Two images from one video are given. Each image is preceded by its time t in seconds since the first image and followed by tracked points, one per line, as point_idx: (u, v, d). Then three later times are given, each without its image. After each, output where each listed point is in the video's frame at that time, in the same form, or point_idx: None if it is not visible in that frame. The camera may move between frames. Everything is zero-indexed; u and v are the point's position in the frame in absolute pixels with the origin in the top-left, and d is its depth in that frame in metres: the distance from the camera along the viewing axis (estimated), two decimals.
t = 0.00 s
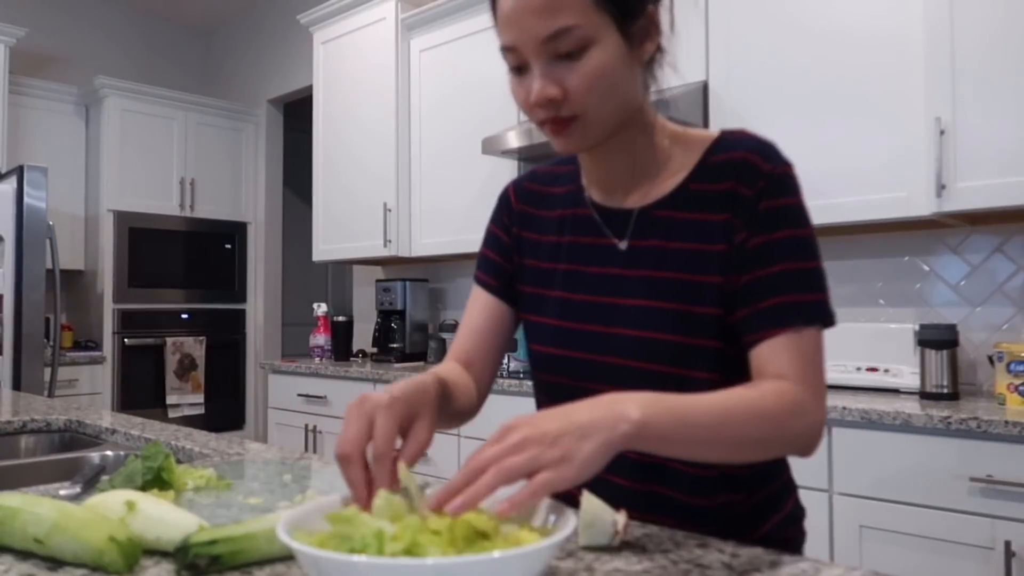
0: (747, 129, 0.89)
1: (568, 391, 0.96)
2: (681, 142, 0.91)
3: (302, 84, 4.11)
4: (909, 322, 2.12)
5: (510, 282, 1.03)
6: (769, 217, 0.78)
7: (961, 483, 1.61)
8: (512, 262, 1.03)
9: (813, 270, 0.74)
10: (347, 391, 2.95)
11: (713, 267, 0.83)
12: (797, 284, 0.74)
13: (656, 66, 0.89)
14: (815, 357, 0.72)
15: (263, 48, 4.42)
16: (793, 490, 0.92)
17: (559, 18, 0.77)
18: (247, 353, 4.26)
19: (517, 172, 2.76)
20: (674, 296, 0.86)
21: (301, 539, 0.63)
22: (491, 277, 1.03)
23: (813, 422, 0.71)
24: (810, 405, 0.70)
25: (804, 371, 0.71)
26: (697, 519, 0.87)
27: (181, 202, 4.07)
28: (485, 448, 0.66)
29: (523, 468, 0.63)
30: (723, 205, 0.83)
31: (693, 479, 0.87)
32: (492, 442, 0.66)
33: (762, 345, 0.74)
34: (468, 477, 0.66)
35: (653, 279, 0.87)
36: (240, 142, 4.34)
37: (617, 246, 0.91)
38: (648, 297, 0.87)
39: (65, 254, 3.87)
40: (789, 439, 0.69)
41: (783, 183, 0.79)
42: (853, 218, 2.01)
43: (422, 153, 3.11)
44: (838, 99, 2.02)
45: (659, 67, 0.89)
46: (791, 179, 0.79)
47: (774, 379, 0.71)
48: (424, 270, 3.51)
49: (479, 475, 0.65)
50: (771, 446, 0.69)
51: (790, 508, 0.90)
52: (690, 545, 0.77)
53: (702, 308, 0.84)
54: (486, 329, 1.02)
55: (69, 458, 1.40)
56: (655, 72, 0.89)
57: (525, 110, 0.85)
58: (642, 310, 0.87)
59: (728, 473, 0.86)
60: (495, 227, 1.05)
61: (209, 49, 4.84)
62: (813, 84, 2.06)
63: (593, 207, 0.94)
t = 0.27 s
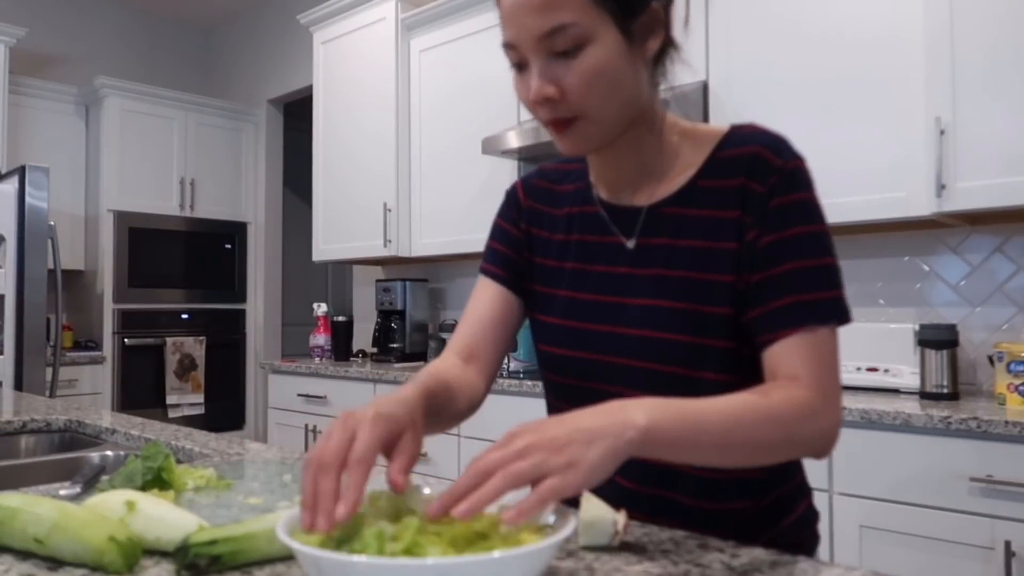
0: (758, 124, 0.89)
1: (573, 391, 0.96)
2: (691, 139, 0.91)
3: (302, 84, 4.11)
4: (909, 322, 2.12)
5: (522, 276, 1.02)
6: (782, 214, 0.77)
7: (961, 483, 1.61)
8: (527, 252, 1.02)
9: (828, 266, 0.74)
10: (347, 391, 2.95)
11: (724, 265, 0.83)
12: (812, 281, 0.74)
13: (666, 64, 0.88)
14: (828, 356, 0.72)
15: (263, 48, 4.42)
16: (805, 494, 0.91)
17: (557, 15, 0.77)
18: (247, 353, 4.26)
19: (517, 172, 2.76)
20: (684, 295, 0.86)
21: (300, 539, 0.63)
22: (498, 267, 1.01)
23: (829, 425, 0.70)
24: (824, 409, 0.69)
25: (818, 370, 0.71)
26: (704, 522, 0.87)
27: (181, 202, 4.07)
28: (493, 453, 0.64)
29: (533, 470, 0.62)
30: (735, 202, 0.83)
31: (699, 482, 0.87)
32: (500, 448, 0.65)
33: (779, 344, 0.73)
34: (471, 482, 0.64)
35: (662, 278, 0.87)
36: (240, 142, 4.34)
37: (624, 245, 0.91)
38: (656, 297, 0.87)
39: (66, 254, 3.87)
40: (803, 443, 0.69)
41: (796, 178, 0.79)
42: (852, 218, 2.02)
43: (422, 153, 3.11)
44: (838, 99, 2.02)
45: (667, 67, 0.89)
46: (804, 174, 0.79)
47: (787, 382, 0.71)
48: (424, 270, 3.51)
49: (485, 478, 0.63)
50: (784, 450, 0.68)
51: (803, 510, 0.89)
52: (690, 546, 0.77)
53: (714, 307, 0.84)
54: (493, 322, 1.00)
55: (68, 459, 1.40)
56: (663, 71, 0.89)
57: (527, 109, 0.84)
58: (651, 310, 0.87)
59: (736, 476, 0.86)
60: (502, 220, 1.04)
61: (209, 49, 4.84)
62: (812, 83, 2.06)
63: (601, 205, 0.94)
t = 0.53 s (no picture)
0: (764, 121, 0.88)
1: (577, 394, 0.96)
2: (693, 135, 0.90)
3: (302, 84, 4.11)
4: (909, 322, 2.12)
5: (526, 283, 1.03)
6: (791, 215, 0.77)
7: (960, 483, 1.61)
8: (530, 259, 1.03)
9: (838, 267, 0.74)
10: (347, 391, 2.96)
11: (732, 267, 0.82)
12: (822, 284, 0.74)
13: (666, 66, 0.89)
14: (844, 358, 0.73)
15: (263, 48, 4.43)
16: (811, 496, 0.91)
17: (520, 27, 0.80)
18: (247, 353, 4.26)
19: (517, 172, 2.76)
20: (690, 297, 0.85)
21: (300, 539, 0.63)
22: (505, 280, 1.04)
23: (846, 428, 0.71)
24: (840, 410, 0.70)
25: (836, 373, 0.72)
26: (706, 526, 0.87)
27: (181, 202, 4.07)
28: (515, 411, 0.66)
29: (547, 437, 0.63)
30: (741, 203, 0.83)
31: (700, 486, 0.87)
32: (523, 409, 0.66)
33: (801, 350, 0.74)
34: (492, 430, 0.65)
35: (668, 278, 0.87)
36: (240, 142, 4.34)
37: (626, 246, 0.91)
38: (660, 298, 0.87)
39: (65, 254, 3.87)
40: (816, 444, 0.69)
41: (805, 179, 0.78)
42: (852, 218, 2.02)
43: (422, 153, 3.11)
44: (838, 99, 2.02)
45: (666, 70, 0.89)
46: (812, 173, 0.79)
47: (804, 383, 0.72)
48: (424, 270, 3.51)
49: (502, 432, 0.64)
50: (799, 452, 0.69)
51: (810, 514, 0.90)
52: (690, 545, 0.77)
53: (722, 309, 0.83)
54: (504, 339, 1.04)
55: (68, 459, 1.40)
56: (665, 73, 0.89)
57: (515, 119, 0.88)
58: (656, 311, 0.87)
59: (739, 480, 0.86)
60: (508, 227, 1.05)
61: (209, 49, 4.83)
62: (812, 83, 2.06)
63: (604, 204, 0.94)
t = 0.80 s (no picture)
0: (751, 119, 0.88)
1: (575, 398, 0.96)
2: (682, 135, 0.90)
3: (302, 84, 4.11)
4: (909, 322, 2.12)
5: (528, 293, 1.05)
6: (776, 212, 0.77)
7: (961, 483, 1.61)
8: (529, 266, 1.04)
9: (823, 264, 0.74)
10: (347, 392, 2.96)
11: (720, 265, 0.83)
12: (808, 281, 0.74)
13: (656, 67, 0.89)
14: (836, 352, 0.73)
15: (263, 48, 4.43)
16: (812, 498, 0.91)
17: (503, 34, 0.80)
18: (246, 353, 4.26)
19: (518, 172, 2.76)
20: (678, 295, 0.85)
21: (300, 539, 0.64)
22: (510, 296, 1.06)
23: (842, 423, 0.71)
24: (835, 402, 0.71)
25: (829, 367, 0.72)
26: (699, 525, 0.87)
27: (181, 201, 4.06)
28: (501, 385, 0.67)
29: (530, 411, 0.64)
30: (727, 201, 0.83)
31: (696, 484, 0.87)
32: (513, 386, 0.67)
33: (792, 345, 0.74)
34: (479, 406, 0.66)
35: (656, 277, 0.87)
36: (240, 142, 4.34)
37: (615, 245, 0.91)
38: (649, 297, 0.87)
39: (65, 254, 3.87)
40: (807, 438, 0.70)
41: (788, 175, 0.79)
42: (853, 218, 2.02)
43: (422, 153, 3.11)
44: (839, 99, 2.02)
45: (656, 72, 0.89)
46: (797, 170, 0.79)
47: (797, 378, 0.72)
48: (424, 270, 3.51)
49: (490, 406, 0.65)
50: (791, 445, 0.70)
51: (808, 515, 0.90)
52: (690, 545, 0.77)
53: (711, 307, 0.83)
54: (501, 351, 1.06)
55: (68, 459, 1.40)
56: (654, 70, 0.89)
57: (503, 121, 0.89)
58: (645, 310, 0.87)
59: (735, 478, 0.86)
60: (513, 231, 1.07)
61: (209, 49, 4.84)
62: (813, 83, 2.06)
63: (595, 205, 0.94)
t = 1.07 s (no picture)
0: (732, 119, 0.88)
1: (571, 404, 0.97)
2: (664, 137, 0.90)
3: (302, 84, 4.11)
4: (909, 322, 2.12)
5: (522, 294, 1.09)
6: (749, 209, 0.77)
7: (961, 483, 1.61)
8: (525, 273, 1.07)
9: (795, 260, 0.74)
10: (347, 392, 2.96)
11: (698, 263, 0.83)
12: (782, 278, 0.74)
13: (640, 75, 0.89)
14: (812, 347, 0.73)
15: (263, 48, 4.43)
16: (804, 493, 0.91)
17: (505, 25, 0.80)
18: (246, 353, 4.27)
19: (518, 172, 2.76)
20: (661, 294, 0.85)
21: (299, 540, 0.64)
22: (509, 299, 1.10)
23: (824, 417, 0.72)
24: (815, 397, 0.71)
25: (807, 364, 0.72)
26: (688, 519, 0.87)
27: (181, 202, 4.06)
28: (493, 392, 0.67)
29: (518, 416, 0.65)
30: (706, 200, 0.83)
31: (685, 478, 0.87)
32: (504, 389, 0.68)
33: (767, 339, 0.74)
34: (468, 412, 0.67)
35: (638, 277, 0.87)
36: (240, 142, 4.34)
37: (602, 248, 0.92)
38: (631, 297, 0.88)
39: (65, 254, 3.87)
40: (784, 431, 0.70)
41: (762, 172, 0.78)
42: (852, 218, 2.02)
43: (422, 153, 3.11)
44: (839, 99, 2.02)
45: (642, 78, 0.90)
46: (772, 166, 0.78)
47: (778, 375, 0.72)
48: (423, 270, 3.51)
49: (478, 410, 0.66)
50: (768, 438, 0.70)
51: (800, 510, 0.90)
52: (690, 545, 0.77)
53: (692, 306, 0.83)
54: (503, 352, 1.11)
55: (68, 458, 1.40)
56: (642, 75, 0.90)
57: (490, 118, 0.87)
58: (627, 310, 0.88)
59: (725, 473, 0.86)
60: (512, 241, 1.09)
61: (209, 49, 4.84)
62: (813, 84, 2.06)
63: (584, 209, 0.95)
